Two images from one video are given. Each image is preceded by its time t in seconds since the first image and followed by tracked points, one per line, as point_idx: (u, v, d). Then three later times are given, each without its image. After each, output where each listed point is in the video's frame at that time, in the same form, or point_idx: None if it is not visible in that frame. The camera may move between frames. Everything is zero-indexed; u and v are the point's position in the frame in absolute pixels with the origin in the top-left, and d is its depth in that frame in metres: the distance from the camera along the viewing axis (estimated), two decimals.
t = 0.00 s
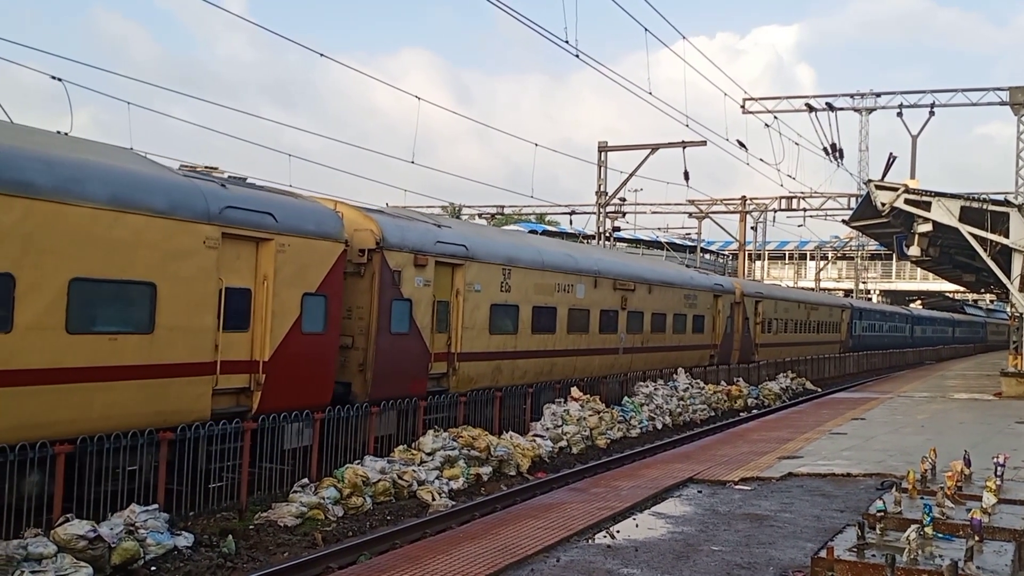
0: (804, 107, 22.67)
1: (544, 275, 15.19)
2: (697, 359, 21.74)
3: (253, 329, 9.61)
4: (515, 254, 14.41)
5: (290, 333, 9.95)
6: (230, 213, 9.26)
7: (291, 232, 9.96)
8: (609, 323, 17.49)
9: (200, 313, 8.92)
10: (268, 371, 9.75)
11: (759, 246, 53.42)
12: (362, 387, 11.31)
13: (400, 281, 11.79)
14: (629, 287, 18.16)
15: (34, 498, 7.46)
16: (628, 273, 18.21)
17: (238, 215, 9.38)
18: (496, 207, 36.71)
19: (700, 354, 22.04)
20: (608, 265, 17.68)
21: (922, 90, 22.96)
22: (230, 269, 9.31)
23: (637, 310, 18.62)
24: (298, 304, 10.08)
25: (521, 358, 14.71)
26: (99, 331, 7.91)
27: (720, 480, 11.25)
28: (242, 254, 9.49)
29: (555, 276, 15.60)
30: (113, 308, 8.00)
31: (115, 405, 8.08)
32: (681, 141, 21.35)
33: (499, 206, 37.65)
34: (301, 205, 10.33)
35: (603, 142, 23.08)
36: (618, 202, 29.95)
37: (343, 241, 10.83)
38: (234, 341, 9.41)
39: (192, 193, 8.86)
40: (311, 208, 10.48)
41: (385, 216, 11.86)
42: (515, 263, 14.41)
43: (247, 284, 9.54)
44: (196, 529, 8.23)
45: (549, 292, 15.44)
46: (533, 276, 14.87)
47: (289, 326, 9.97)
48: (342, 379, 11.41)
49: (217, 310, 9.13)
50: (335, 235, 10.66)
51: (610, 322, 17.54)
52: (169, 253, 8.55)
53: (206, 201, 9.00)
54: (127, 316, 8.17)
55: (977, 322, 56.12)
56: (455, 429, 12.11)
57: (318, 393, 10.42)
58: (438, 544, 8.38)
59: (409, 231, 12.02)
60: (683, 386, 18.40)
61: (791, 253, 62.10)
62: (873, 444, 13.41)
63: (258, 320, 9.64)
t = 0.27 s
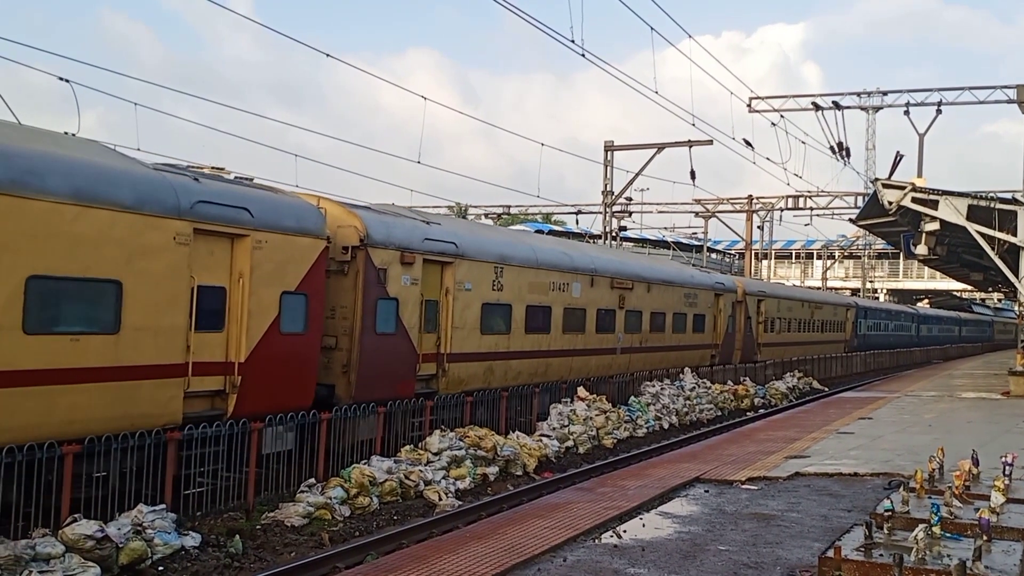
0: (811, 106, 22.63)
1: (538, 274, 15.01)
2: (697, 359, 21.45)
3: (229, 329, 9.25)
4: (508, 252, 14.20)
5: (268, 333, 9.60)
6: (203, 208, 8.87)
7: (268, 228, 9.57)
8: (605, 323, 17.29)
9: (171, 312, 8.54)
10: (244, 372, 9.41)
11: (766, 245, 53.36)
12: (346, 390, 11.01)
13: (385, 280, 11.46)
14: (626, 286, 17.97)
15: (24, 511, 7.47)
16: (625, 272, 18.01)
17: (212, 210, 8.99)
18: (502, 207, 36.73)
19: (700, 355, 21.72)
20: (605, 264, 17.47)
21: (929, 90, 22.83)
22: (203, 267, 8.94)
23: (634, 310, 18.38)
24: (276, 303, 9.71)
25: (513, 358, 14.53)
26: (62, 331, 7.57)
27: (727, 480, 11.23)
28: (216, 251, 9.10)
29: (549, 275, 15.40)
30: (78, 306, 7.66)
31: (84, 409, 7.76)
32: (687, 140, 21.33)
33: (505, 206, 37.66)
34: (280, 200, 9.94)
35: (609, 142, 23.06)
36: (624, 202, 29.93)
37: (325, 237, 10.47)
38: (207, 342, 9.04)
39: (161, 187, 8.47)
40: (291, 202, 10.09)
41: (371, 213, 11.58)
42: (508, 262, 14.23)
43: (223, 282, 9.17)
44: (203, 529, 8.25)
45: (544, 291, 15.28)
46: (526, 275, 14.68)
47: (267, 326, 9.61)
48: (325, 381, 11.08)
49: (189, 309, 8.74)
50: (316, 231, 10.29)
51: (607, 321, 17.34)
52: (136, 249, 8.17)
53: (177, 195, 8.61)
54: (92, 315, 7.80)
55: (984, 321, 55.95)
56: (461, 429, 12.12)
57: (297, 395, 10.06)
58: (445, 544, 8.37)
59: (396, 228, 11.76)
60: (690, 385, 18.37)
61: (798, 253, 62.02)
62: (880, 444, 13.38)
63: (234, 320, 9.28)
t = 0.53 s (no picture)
0: (810, 104, 22.64)
1: (525, 270, 14.46)
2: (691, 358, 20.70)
3: (193, 328, 8.85)
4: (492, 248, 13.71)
5: (235, 332, 9.20)
6: (164, 200, 8.48)
7: (235, 222, 9.18)
8: (596, 320, 16.66)
9: (131, 309, 8.17)
10: (210, 373, 9.01)
11: (767, 243, 53.37)
12: (321, 391, 10.58)
13: (362, 276, 11.03)
14: (618, 283, 17.33)
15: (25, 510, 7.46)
16: (617, 268, 17.35)
17: (174, 203, 8.61)
18: (502, 205, 36.75)
19: (694, 353, 21.01)
20: (597, 260, 16.84)
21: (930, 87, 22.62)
22: (166, 262, 8.57)
23: (627, 307, 17.74)
24: (244, 300, 9.31)
25: (498, 357, 13.98)
26: (11, 329, 7.20)
27: (728, 478, 11.23)
28: (179, 245, 8.73)
29: (537, 271, 14.84)
30: (30, 303, 7.29)
31: (39, 410, 7.40)
32: (687, 138, 21.33)
33: (505, 204, 37.66)
34: (247, 193, 9.55)
35: (609, 140, 23.06)
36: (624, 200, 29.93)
37: (298, 232, 10.08)
38: (170, 341, 8.65)
39: (119, 177, 8.09)
40: (261, 196, 9.71)
41: (347, 207, 11.13)
42: (493, 257, 13.74)
43: (187, 278, 8.79)
44: (203, 528, 8.24)
45: (531, 288, 14.72)
46: (512, 271, 14.15)
47: (234, 324, 9.21)
48: (299, 382, 10.67)
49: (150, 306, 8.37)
50: (287, 225, 9.90)
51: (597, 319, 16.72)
52: (92, 244, 7.79)
53: (135, 186, 8.24)
54: (45, 314, 7.43)
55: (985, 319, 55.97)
56: (461, 427, 12.11)
57: (266, 396, 9.65)
58: (445, 542, 8.36)
59: (373, 223, 11.32)
60: (690, 383, 18.36)
61: (798, 251, 62.05)
62: (880, 441, 13.38)
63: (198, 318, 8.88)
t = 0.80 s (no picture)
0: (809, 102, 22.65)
1: (510, 267, 14.11)
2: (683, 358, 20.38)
3: (154, 325, 8.53)
4: (475, 243, 13.32)
5: (198, 331, 8.88)
6: (121, 192, 8.15)
7: (199, 216, 8.87)
8: (584, 318, 16.30)
9: (84, 306, 7.84)
10: (173, 373, 8.68)
11: (766, 242, 53.40)
12: (293, 392, 10.24)
13: (336, 273, 10.69)
14: (608, 280, 16.97)
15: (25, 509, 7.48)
16: (606, 264, 17.00)
17: (133, 195, 8.28)
18: (502, 204, 36.73)
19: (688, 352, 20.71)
20: (585, 257, 16.49)
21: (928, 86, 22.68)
22: (125, 257, 8.25)
23: (616, 306, 17.38)
24: (209, 297, 8.99)
25: (482, 356, 13.61)
26: None
27: (727, 476, 11.24)
28: (139, 239, 8.41)
29: (522, 268, 14.46)
30: None
31: None
32: (686, 136, 21.33)
33: (504, 202, 37.65)
34: (211, 185, 9.22)
35: (608, 138, 23.06)
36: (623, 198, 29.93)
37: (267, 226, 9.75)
38: (129, 339, 8.33)
39: (72, 168, 7.75)
40: (226, 189, 9.39)
41: (321, 201, 10.77)
42: (476, 254, 13.36)
43: (148, 274, 8.48)
44: (203, 526, 8.24)
45: (516, 286, 14.35)
46: (496, 268, 13.78)
47: (198, 322, 8.89)
48: (271, 382, 10.34)
49: (106, 302, 8.03)
50: (254, 218, 9.56)
51: (586, 316, 16.36)
52: (40, 238, 7.43)
53: (89, 177, 7.89)
54: None
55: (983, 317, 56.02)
56: (460, 426, 12.11)
57: (231, 397, 9.33)
58: (445, 540, 8.36)
59: (349, 218, 10.95)
60: (689, 382, 18.35)
61: (797, 249, 62.11)
62: (879, 439, 13.39)
63: (159, 315, 8.56)
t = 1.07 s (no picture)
0: (810, 100, 22.63)
1: (495, 264, 13.82)
2: (677, 356, 20.19)
3: (113, 324, 8.16)
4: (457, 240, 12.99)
5: (159, 330, 8.53)
6: (74, 183, 7.77)
7: (159, 208, 8.51)
8: (573, 317, 16.04)
9: (33, 305, 7.45)
10: (132, 374, 8.32)
11: (766, 240, 53.39)
12: (263, 393, 9.91)
13: (309, 270, 10.37)
14: (597, 278, 16.70)
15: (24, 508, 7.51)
16: (596, 262, 16.75)
17: (88, 186, 7.91)
18: (502, 202, 36.70)
19: (681, 351, 20.50)
20: (574, 254, 16.24)
21: (928, 84, 22.76)
22: (82, 253, 7.89)
23: (607, 304, 17.11)
24: (171, 294, 8.64)
25: (466, 356, 13.30)
26: None
27: (727, 475, 11.23)
28: (95, 235, 8.03)
29: (507, 266, 14.16)
30: None
31: None
32: (686, 135, 21.31)
33: (504, 201, 37.62)
34: (173, 176, 8.86)
35: (609, 137, 23.03)
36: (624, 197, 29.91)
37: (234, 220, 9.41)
38: (86, 339, 7.96)
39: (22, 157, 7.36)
40: (190, 180, 9.03)
41: (294, 194, 10.46)
42: (459, 250, 13.05)
43: (107, 269, 8.12)
44: (203, 525, 8.24)
45: (501, 283, 14.05)
46: (480, 265, 13.48)
47: (160, 320, 8.54)
48: (241, 383, 10.01)
49: (58, 301, 7.66)
50: (219, 213, 9.19)
51: (575, 315, 16.10)
52: None
53: (40, 168, 7.49)
54: None
55: (984, 316, 56.03)
56: (461, 424, 12.10)
57: (195, 398, 8.97)
58: (444, 539, 8.36)
59: (323, 212, 10.65)
60: (690, 380, 18.35)
61: (797, 248, 62.12)
62: (880, 438, 13.38)
63: (118, 313, 8.20)
